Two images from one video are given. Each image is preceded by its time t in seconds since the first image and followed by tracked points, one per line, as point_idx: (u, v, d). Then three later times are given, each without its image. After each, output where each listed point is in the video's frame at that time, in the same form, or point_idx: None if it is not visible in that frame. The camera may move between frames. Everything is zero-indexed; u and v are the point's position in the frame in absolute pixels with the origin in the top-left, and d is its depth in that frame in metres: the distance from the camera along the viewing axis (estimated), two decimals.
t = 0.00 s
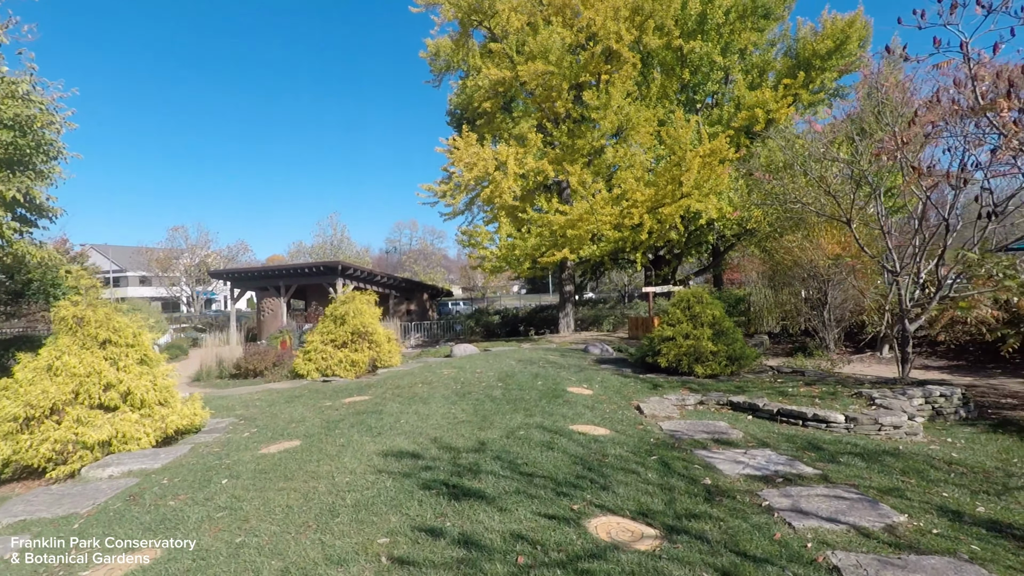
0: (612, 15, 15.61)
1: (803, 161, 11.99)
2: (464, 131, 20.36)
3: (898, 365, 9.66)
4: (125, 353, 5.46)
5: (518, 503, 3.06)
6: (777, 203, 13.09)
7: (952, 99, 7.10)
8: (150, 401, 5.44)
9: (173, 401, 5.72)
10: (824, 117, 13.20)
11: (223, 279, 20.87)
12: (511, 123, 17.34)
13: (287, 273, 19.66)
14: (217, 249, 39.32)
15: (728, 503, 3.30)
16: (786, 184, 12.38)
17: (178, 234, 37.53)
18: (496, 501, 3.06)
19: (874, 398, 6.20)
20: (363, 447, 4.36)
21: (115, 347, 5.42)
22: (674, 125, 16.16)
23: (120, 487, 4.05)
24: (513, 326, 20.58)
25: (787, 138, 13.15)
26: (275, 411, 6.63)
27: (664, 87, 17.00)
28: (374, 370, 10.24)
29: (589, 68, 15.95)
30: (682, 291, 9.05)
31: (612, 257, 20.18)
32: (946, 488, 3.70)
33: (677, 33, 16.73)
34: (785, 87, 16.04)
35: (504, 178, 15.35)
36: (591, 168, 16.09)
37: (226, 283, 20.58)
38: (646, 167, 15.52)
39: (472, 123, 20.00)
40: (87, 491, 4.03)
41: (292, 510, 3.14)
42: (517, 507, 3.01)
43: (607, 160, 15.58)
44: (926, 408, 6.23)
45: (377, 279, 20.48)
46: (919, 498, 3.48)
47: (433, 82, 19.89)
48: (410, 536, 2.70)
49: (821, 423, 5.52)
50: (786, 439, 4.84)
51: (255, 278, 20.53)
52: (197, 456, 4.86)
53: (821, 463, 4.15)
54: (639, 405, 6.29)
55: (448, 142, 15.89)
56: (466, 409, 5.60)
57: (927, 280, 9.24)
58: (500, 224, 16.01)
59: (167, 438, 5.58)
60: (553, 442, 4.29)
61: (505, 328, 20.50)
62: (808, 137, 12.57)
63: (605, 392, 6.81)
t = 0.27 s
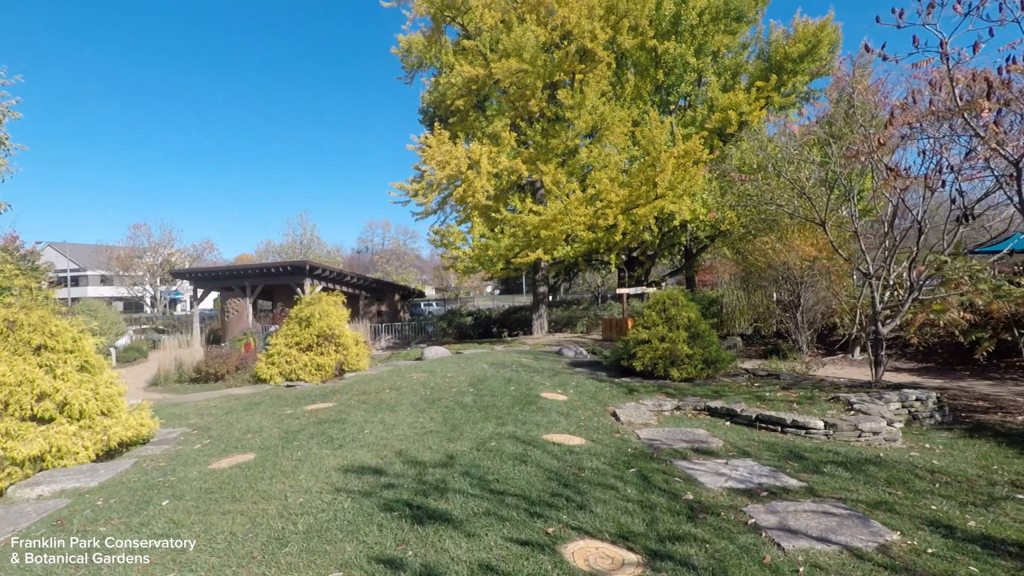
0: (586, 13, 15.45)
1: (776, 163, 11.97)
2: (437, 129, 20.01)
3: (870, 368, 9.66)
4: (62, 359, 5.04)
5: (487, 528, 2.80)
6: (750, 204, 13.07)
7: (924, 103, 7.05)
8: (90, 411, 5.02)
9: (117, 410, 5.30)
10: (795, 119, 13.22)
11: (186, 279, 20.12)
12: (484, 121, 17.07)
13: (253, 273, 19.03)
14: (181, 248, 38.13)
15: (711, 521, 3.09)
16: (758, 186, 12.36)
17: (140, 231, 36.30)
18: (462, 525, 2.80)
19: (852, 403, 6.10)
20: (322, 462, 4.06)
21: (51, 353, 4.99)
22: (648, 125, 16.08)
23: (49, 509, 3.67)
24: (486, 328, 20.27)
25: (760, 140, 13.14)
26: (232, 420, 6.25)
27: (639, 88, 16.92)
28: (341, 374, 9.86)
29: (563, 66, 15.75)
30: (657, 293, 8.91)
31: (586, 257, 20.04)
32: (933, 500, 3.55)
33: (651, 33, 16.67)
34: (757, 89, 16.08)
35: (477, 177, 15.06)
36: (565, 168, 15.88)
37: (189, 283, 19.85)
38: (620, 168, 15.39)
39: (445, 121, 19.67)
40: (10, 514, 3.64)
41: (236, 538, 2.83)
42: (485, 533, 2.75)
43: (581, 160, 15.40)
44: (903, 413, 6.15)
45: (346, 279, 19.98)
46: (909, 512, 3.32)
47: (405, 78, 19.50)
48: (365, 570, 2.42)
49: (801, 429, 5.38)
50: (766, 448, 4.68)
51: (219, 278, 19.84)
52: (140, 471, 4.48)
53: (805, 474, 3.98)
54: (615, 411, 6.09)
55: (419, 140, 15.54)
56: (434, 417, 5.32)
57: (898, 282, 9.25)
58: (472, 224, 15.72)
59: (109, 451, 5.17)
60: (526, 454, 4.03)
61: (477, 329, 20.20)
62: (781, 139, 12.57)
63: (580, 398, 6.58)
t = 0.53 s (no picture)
0: (565, 9, 15.25)
1: (757, 162, 11.89)
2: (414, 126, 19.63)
3: (851, 368, 9.61)
4: (3, 363, 4.62)
5: (469, 550, 2.53)
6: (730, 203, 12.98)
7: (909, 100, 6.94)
8: (34, 418, 4.61)
9: (66, 417, 4.89)
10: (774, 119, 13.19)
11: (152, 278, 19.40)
12: (462, 118, 16.76)
13: (222, 271, 18.42)
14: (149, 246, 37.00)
15: (710, 536, 2.87)
16: (738, 185, 12.27)
17: (106, 230, 35.14)
18: (441, 547, 2.53)
19: (839, 405, 5.97)
20: (288, 473, 3.74)
21: None
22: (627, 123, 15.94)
23: None
24: (464, 328, 19.93)
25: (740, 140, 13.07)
26: (193, 427, 5.86)
27: (618, 86, 16.78)
28: (313, 376, 9.47)
29: (542, 63, 15.52)
30: (640, 292, 8.73)
31: (565, 257, 19.86)
32: (937, 509, 3.39)
33: (630, 31, 16.54)
34: (736, 89, 16.05)
35: (455, 174, 14.75)
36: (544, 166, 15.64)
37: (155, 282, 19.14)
38: (599, 166, 15.21)
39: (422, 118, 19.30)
40: None
41: (187, 565, 2.52)
42: (467, 555, 2.49)
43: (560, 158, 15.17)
44: (890, 415, 6.05)
45: (320, 278, 19.47)
46: (914, 523, 3.14)
47: (380, 74, 19.09)
48: None
49: (791, 433, 5.22)
50: (758, 453, 4.49)
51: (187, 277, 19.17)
52: (87, 485, 4.10)
53: (801, 481, 3.79)
54: (599, 414, 5.87)
55: (396, 135, 15.15)
56: (410, 423, 5.02)
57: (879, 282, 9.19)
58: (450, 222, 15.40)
59: (55, 462, 4.76)
60: (508, 463, 3.77)
61: (455, 330, 19.87)
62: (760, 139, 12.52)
63: (563, 401, 6.35)
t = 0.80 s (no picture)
0: (554, 6, 15.02)
1: (749, 162, 11.75)
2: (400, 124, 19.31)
3: (845, 371, 9.50)
4: None
5: None
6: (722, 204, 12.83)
7: (909, 98, 6.82)
8: None
9: (26, 429, 4.56)
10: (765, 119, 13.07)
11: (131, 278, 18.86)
12: (449, 116, 16.49)
13: (203, 271, 17.94)
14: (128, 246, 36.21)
15: (721, 561, 2.65)
16: (730, 186, 12.14)
17: (84, 229, 34.30)
18: None
19: (841, 411, 5.81)
20: (264, 491, 3.47)
21: None
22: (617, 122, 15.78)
23: None
24: (451, 329, 19.64)
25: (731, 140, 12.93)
26: (167, 437, 5.53)
27: (607, 85, 16.58)
28: (295, 381, 9.14)
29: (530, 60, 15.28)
30: (633, 294, 8.54)
31: (554, 257, 19.65)
32: (956, 527, 3.21)
33: (619, 30, 16.37)
34: (726, 88, 15.92)
35: (442, 173, 14.46)
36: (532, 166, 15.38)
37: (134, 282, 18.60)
38: (589, 166, 15.01)
39: (408, 116, 18.99)
40: None
41: None
42: None
43: (548, 158, 14.93)
44: (892, 421, 5.89)
45: (304, 279, 19.07)
46: (937, 545, 2.95)
47: (366, 71, 18.74)
48: None
49: (794, 442, 5.04)
50: (763, 465, 4.30)
51: (167, 277, 18.67)
52: (44, 505, 3.77)
53: (812, 497, 3.59)
54: (594, 422, 5.65)
55: (382, 133, 14.82)
56: (397, 433, 4.75)
57: (874, 284, 9.08)
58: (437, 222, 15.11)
59: (14, 479, 4.42)
60: (502, 480, 3.52)
61: (442, 331, 19.58)
62: (752, 139, 12.39)
63: (556, 407, 6.11)
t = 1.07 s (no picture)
0: None
1: (750, 156, 11.50)
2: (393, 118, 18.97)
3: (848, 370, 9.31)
4: None
5: None
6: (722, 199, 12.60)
7: (921, 91, 6.64)
8: None
9: None
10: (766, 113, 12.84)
11: (118, 273, 18.47)
12: (444, 110, 16.17)
13: (192, 267, 17.58)
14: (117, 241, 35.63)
15: None
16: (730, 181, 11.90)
17: (72, 224, 33.71)
18: None
19: (851, 412, 5.62)
20: (246, 503, 3.20)
21: None
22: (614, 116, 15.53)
23: None
24: (445, 326, 19.37)
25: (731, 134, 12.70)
26: (147, 439, 5.24)
27: (604, 78, 16.30)
28: (285, 380, 8.86)
29: (526, 53, 14.99)
30: (633, 290, 8.31)
31: (549, 253, 19.39)
32: (991, 540, 3.00)
33: (617, 22, 16.09)
34: (724, 82, 15.67)
35: (437, 167, 14.16)
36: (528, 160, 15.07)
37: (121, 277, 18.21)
38: (586, 160, 14.75)
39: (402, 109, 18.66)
40: None
41: None
42: None
43: (544, 152, 14.64)
44: (903, 422, 5.71)
45: (296, 275, 18.74)
46: (975, 560, 2.74)
47: (359, 63, 18.39)
48: None
49: (805, 444, 4.84)
50: (777, 471, 4.09)
51: (155, 273, 18.29)
52: (8, 516, 3.49)
53: (834, 506, 3.38)
54: (596, 423, 5.43)
55: (375, 126, 14.50)
56: (390, 436, 4.50)
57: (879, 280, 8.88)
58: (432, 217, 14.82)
59: None
60: (503, 489, 3.28)
61: (436, 328, 19.31)
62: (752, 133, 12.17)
63: (556, 408, 5.88)
